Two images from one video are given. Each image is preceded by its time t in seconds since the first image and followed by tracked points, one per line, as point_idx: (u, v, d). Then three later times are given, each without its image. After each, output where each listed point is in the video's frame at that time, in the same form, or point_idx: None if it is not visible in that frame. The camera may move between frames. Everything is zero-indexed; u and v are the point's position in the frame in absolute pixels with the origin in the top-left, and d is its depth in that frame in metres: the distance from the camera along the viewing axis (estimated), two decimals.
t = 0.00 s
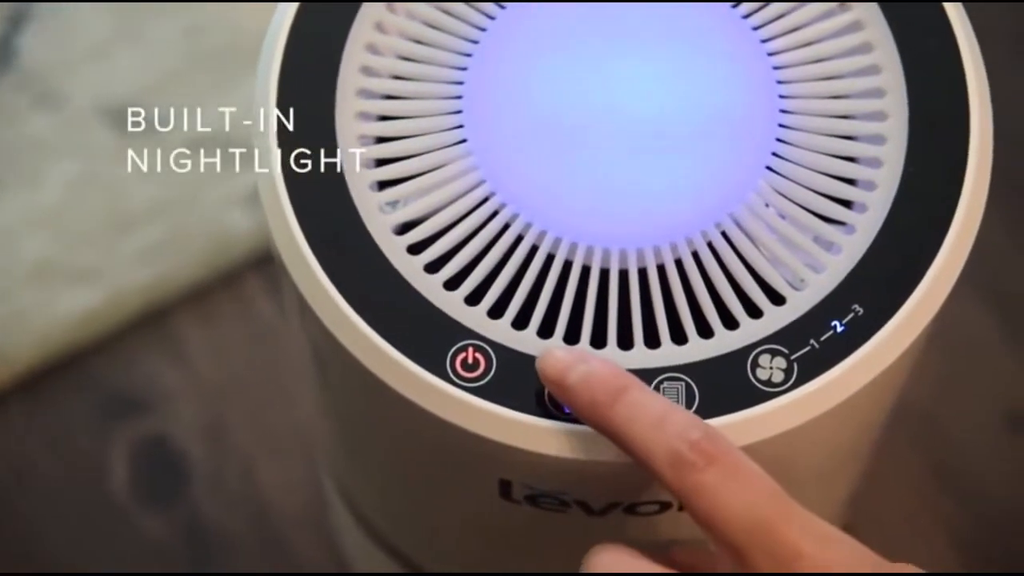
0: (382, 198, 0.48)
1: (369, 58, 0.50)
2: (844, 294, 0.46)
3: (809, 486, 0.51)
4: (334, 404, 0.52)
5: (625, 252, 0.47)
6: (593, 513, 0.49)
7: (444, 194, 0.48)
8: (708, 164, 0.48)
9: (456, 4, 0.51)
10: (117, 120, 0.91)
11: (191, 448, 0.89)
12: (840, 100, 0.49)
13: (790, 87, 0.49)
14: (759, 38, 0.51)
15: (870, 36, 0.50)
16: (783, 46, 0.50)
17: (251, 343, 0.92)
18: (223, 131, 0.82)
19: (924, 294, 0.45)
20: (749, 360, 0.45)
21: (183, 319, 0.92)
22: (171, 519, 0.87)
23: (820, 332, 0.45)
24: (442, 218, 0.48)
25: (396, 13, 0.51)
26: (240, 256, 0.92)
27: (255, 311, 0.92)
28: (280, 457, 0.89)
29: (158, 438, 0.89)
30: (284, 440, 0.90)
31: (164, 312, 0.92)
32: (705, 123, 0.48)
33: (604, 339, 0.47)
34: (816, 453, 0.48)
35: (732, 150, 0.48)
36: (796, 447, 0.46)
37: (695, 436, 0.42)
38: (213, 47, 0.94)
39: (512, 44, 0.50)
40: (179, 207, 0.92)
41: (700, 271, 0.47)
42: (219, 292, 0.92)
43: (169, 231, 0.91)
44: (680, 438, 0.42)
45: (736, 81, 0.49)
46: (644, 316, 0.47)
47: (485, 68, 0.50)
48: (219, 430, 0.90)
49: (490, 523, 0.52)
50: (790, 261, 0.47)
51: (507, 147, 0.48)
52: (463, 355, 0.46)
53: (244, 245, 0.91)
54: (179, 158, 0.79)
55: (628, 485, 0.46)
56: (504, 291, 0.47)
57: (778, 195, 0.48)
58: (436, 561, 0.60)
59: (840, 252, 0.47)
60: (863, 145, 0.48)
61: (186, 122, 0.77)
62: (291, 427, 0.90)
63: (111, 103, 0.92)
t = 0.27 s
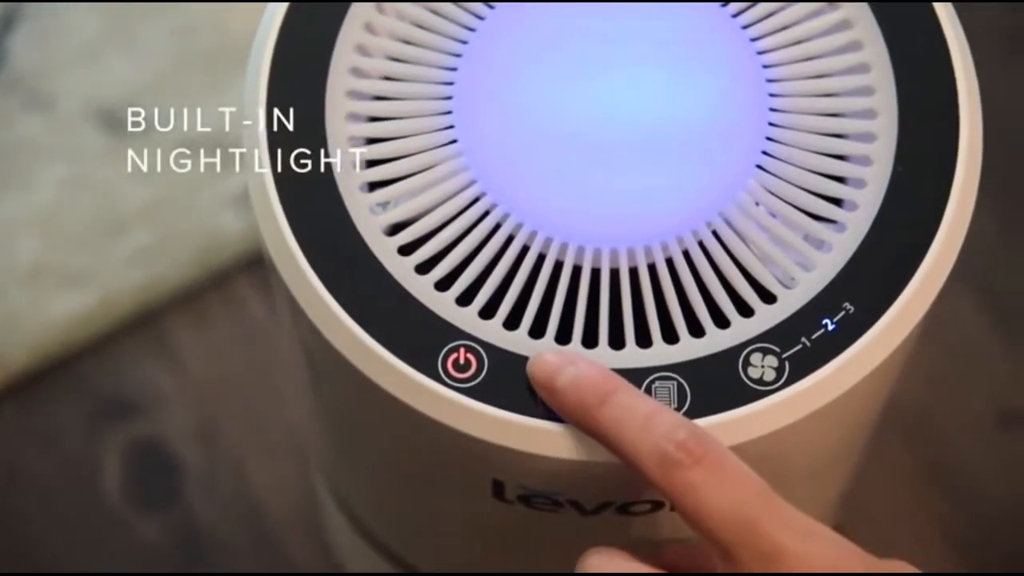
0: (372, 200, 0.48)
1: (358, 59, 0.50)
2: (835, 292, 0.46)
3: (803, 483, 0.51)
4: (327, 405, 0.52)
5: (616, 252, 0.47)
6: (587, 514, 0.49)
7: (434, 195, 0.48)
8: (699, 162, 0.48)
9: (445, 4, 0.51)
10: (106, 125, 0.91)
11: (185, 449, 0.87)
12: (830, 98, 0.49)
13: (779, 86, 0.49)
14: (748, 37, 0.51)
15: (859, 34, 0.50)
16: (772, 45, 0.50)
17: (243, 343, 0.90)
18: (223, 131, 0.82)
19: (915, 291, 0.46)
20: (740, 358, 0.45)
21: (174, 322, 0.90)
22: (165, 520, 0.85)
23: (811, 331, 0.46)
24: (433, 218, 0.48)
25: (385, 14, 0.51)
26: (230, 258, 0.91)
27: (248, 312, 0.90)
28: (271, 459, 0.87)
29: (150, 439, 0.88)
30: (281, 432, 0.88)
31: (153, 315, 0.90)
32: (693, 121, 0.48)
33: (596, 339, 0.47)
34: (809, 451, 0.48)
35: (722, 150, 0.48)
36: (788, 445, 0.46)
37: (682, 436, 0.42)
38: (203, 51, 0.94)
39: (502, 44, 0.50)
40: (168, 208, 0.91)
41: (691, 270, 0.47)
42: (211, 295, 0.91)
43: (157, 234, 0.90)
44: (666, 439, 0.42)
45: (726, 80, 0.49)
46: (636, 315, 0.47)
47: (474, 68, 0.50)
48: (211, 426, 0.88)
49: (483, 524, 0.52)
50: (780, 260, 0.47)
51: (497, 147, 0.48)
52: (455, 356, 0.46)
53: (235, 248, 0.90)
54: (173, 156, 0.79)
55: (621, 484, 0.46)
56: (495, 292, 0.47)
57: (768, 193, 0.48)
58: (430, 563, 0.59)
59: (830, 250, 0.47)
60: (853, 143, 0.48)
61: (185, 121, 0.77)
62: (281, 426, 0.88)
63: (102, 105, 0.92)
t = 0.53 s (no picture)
0: (360, 200, 0.48)
1: (345, 60, 0.50)
2: (823, 289, 0.46)
3: (791, 481, 0.51)
4: (316, 405, 0.52)
5: (604, 251, 0.47)
6: (577, 512, 0.48)
7: (421, 195, 0.48)
8: (686, 162, 0.48)
9: (430, 4, 0.52)
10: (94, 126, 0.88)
11: (177, 451, 0.87)
12: (816, 96, 0.49)
13: (766, 83, 0.50)
14: (734, 34, 0.51)
15: (845, 30, 0.50)
16: (758, 42, 0.51)
17: (235, 344, 0.89)
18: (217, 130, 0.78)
19: (902, 287, 0.45)
20: (729, 356, 0.45)
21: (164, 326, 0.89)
22: (160, 525, 0.85)
23: (799, 328, 0.45)
24: (420, 218, 0.48)
25: (371, 14, 0.51)
26: (221, 261, 0.89)
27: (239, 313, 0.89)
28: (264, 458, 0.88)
29: (142, 441, 0.87)
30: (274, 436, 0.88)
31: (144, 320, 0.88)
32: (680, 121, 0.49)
33: (584, 338, 0.47)
34: (798, 447, 0.48)
35: (708, 148, 0.48)
36: (777, 443, 0.46)
37: (672, 438, 0.42)
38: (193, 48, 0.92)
39: (490, 45, 0.51)
40: (153, 211, 0.88)
41: (679, 268, 0.47)
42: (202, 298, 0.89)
43: (146, 237, 0.88)
44: (656, 440, 0.42)
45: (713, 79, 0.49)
46: (624, 314, 0.47)
47: (460, 68, 0.50)
48: (204, 429, 0.88)
49: (474, 523, 0.52)
50: (768, 258, 0.47)
51: (482, 147, 0.48)
52: (443, 355, 0.46)
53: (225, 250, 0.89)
54: (166, 157, 0.77)
55: (610, 483, 0.46)
56: (484, 291, 0.47)
57: (756, 191, 0.48)
58: (420, 562, 0.59)
59: (818, 247, 0.47)
60: (840, 140, 0.48)
61: (185, 120, 0.69)
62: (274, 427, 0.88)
63: (92, 107, 0.89)
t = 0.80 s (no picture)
0: (349, 201, 0.48)
1: (333, 61, 0.50)
2: (813, 287, 0.46)
3: (782, 479, 0.51)
4: (306, 405, 0.52)
5: (594, 249, 0.47)
6: (567, 511, 0.49)
7: (411, 195, 0.48)
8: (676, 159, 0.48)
9: (418, 4, 0.52)
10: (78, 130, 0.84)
11: (170, 453, 0.87)
12: (805, 93, 0.49)
13: (755, 81, 0.50)
14: (723, 32, 0.51)
15: (834, 28, 0.50)
16: (746, 40, 0.51)
17: (228, 345, 0.89)
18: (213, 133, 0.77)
19: (892, 284, 0.46)
20: (719, 354, 0.45)
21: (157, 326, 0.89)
22: (150, 527, 0.85)
23: (789, 325, 0.45)
24: (409, 219, 0.48)
25: (359, 15, 0.51)
26: (214, 263, 0.86)
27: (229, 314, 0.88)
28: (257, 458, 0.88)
29: (137, 444, 0.87)
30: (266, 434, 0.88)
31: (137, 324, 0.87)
32: (669, 120, 0.49)
33: (574, 337, 0.47)
34: (788, 445, 0.48)
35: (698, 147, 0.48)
36: (766, 440, 0.46)
37: (665, 438, 0.42)
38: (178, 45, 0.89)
39: (478, 45, 0.51)
40: (145, 214, 0.84)
41: (669, 266, 0.47)
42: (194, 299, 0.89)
43: (136, 240, 0.84)
44: (648, 440, 0.42)
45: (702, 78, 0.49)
46: (614, 312, 0.47)
47: (449, 68, 0.50)
48: (197, 431, 0.88)
49: (465, 522, 0.52)
50: (758, 256, 0.47)
51: (472, 147, 0.48)
52: (434, 355, 0.45)
53: (218, 251, 0.86)
54: (166, 159, 0.76)
55: (602, 482, 0.46)
56: (474, 291, 0.47)
57: (745, 189, 0.48)
58: (411, 561, 0.59)
59: (807, 245, 0.47)
60: (829, 138, 0.48)
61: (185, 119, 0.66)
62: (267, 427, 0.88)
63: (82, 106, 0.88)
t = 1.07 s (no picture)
0: (339, 202, 0.48)
1: (323, 61, 0.50)
2: (804, 284, 0.46)
3: (774, 478, 0.51)
4: (298, 406, 0.52)
5: (585, 248, 0.47)
6: (561, 510, 0.48)
7: (401, 195, 0.48)
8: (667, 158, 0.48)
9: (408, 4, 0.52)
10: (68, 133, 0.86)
11: (160, 454, 0.86)
12: (795, 91, 0.49)
13: (745, 79, 0.50)
14: (712, 31, 0.51)
15: (822, 26, 0.50)
16: (736, 38, 0.51)
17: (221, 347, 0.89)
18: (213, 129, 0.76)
19: (883, 282, 0.46)
20: (711, 352, 0.45)
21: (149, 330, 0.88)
22: (143, 529, 0.84)
23: (781, 323, 0.45)
24: (400, 219, 0.48)
25: (349, 15, 0.51)
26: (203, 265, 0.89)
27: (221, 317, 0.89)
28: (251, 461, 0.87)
29: (126, 444, 0.86)
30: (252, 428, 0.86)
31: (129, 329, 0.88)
32: (659, 120, 0.49)
33: (566, 337, 0.47)
34: (781, 443, 0.48)
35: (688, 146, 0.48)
36: (759, 439, 0.46)
37: (658, 449, 0.42)
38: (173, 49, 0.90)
39: (468, 45, 0.51)
40: (137, 218, 0.88)
41: (660, 264, 0.47)
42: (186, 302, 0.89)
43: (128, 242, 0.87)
44: (641, 450, 0.42)
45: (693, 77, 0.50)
46: (605, 312, 0.47)
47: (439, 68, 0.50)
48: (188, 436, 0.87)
49: (458, 523, 0.52)
50: (749, 254, 0.47)
51: (462, 147, 0.48)
52: (425, 355, 0.45)
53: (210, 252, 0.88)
54: (164, 157, 0.78)
55: (596, 481, 0.46)
56: (465, 291, 0.47)
57: (736, 187, 0.48)
58: (405, 562, 0.59)
59: (798, 242, 0.47)
60: (818, 135, 0.48)
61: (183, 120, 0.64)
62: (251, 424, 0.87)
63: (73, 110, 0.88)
